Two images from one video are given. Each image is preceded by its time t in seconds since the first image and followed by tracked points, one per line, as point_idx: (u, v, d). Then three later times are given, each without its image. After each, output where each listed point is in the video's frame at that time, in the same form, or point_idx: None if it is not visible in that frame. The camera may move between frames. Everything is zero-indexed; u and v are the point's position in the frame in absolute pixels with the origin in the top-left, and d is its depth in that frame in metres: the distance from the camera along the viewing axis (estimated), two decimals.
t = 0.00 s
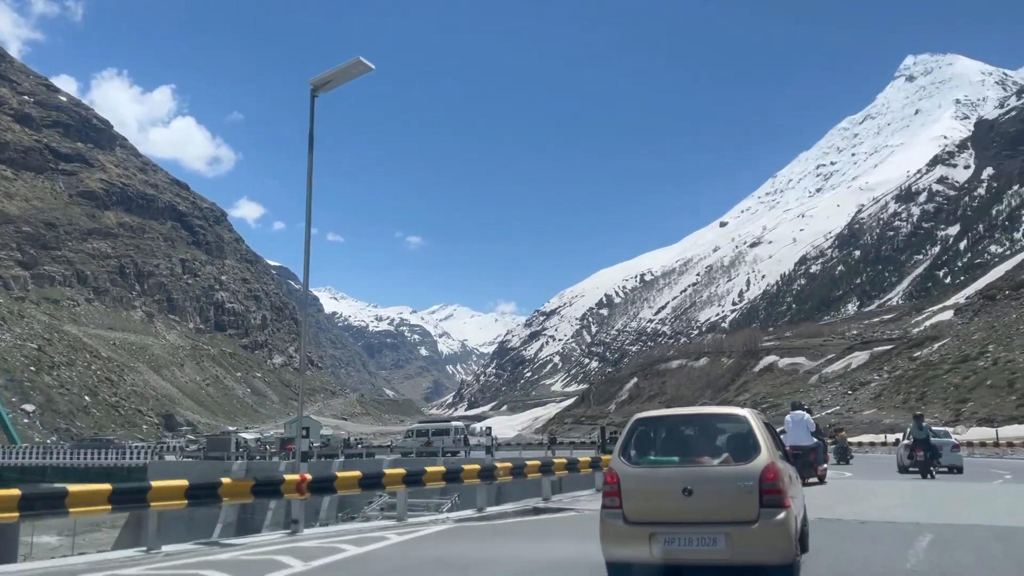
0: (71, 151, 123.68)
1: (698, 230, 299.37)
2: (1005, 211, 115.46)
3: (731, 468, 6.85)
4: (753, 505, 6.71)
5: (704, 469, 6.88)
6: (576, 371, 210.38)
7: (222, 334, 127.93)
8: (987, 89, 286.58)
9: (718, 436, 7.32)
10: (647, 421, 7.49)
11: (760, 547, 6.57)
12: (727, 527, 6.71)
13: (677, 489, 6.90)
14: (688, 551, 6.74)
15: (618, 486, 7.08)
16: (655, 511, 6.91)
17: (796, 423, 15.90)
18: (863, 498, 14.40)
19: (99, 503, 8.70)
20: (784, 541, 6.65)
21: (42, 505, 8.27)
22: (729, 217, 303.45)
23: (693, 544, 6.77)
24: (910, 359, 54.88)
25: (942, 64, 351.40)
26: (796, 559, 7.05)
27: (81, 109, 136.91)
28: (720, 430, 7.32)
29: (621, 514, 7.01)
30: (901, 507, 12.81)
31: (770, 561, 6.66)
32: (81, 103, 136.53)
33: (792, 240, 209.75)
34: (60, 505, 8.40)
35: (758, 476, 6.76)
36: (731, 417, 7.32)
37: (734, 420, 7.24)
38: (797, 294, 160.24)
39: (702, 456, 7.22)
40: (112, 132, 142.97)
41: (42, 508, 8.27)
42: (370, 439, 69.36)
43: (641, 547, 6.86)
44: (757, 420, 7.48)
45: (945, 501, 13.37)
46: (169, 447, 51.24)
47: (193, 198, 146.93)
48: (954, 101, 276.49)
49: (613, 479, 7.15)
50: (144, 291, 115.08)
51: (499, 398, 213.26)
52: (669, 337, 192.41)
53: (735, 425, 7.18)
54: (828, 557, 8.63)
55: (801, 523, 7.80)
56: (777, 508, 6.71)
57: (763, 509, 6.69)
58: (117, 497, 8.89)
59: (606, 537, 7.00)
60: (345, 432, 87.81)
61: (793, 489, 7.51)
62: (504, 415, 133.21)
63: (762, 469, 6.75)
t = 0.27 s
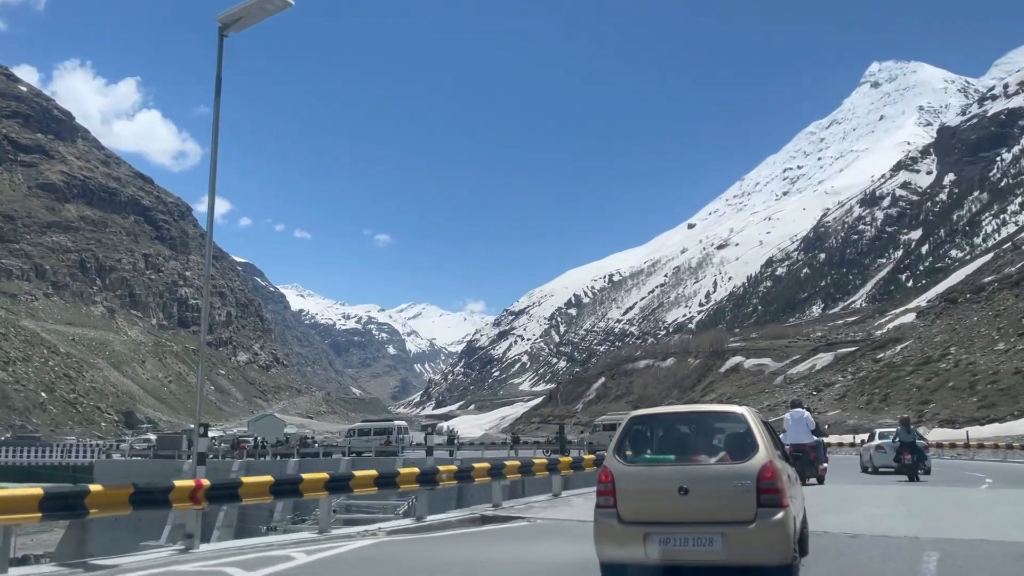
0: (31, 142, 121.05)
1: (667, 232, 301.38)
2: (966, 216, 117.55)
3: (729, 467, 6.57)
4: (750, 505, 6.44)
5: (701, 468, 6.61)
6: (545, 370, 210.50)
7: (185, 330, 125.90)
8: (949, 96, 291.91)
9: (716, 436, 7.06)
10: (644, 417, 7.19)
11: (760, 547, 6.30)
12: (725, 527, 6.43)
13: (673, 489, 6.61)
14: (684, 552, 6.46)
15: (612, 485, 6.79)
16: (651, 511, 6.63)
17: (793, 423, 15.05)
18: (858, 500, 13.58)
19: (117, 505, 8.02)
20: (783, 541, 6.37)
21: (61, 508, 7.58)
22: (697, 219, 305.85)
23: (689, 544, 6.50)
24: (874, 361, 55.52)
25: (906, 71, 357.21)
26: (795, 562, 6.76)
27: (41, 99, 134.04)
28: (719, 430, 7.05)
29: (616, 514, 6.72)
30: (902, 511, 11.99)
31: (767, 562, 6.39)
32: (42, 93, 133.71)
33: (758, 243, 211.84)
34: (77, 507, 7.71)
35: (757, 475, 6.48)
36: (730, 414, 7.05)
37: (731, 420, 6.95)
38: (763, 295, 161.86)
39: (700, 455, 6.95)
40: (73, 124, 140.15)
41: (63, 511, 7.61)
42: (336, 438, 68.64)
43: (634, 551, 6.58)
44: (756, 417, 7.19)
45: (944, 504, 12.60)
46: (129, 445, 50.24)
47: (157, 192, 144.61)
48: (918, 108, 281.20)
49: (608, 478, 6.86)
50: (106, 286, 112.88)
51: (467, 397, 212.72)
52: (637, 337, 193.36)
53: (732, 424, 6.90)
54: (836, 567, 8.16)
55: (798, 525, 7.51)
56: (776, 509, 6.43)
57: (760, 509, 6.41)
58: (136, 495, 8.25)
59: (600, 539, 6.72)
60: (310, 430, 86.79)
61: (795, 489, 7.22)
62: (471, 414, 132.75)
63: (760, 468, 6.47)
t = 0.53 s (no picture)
0: None
1: (637, 232, 302.88)
2: (930, 220, 119.45)
3: (727, 467, 6.68)
4: (752, 506, 6.53)
5: (700, 468, 6.71)
6: (514, 369, 210.09)
7: (149, 326, 123.79)
8: (914, 102, 296.62)
9: (715, 436, 7.19)
10: (642, 418, 7.30)
11: (759, 548, 6.40)
12: (725, 527, 6.54)
13: (672, 488, 6.71)
14: (683, 553, 6.55)
15: (611, 485, 6.89)
16: (651, 512, 6.72)
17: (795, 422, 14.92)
18: (848, 506, 13.10)
19: (132, 505, 8.27)
20: (779, 543, 6.48)
21: (81, 504, 7.85)
22: (666, 220, 307.59)
23: (689, 545, 6.59)
24: (839, 362, 56.19)
25: (872, 76, 362.17)
26: (793, 562, 6.87)
27: (2, 88, 130.92)
28: (719, 429, 7.18)
29: (614, 514, 6.81)
30: (895, 523, 11.23)
31: (765, 563, 6.49)
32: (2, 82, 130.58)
33: (726, 244, 213.46)
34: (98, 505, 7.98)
35: (757, 476, 6.58)
36: (728, 416, 7.17)
37: (732, 420, 7.08)
38: (731, 296, 163.21)
39: (698, 456, 7.07)
40: (35, 114, 137.07)
41: (80, 508, 7.86)
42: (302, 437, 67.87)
43: (632, 552, 6.67)
44: (753, 417, 7.32)
45: (933, 514, 11.96)
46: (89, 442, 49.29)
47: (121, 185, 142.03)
48: (883, 113, 285.48)
49: (607, 478, 6.95)
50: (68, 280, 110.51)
51: (435, 395, 211.62)
52: (606, 337, 193.82)
53: (733, 424, 7.02)
54: None
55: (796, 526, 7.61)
56: (776, 509, 6.53)
57: (759, 509, 6.52)
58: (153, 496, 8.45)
59: (599, 538, 6.81)
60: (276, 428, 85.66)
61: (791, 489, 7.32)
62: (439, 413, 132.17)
63: (760, 468, 6.57)
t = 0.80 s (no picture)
0: None
1: (608, 233, 304.03)
2: (896, 224, 121.09)
3: (730, 469, 6.11)
4: (753, 509, 5.97)
5: (700, 470, 6.15)
6: (484, 368, 209.70)
7: (113, 321, 121.58)
8: (881, 108, 301.12)
9: (715, 436, 6.61)
10: (639, 415, 6.71)
11: (764, 555, 5.84)
12: (729, 532, 5.97)
13: (673, 492, 6.14)
14: (688, 561, 5.98)
15: (610, 489, 6.31)
16: (649, 516, 6.15)
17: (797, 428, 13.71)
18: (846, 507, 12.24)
19: (171, 500, 7.55)
20: (785, 548, 5.93)
21: (114, 502, 7.10)
22: (637, 221, 309.21)
23: (691, 550, 6.02)
24: (807, 363, 56.49)
25: (840, 82, 367.07)
26: (799, 568, 6.30)
27: None
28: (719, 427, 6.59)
29: (612, 518, 6.25)
30: (893, 533, 9.56)
31: (772, 569, 5.94)
32: None
33: (696, 246, 214.89)
34: (134, 503, 7.28)
35: (760, 478, 6.00)
36: (731, 413, 6.57)
37: (733, 417, 6.49)
38: (700, 297, 164.36)
39: (699, 456, 6.50)
40: None
41: (116, 505, 7.11)
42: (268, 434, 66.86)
43: (632, 561, 6.13)
44: (757, 415, 6.74)
45: (938, 516, 11.03)
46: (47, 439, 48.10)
47: (85, 178, 139.45)
48: (852, 119, 289.30)
49: (603, 481, 6.38)
50: (29, 274, 108.16)
51: (405, 394, 210.63)
52: (576, 336, 194.16)
53: (734, 422, 6.43)
54: None
55: (802, 529, 7.03)
56: (781, 513, 5.97)
57: (763, 513, 5.95)
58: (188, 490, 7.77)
59: (596, 543, 6.25)
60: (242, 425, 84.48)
61: (797, 493, 6.74)
62: (408, 411, 131.45)
63: (763, 472, 6.00)
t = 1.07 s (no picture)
0: None
1: (580, 233, 304.95)
2: (863, 228, 122.80)
3: (732, 470, 5.89)
4: (754, 511, 5.74)
5: (700, 471, 5.93)
6: (455, 367, 209.20)
7: (76, 316, 119.33)
8: (849, 114, 305.46)
9: (718, 436, 6.39)
10: (640, 415, 6.50)
11: (768, 558, 5.61)
12: (730, 535, 5.74)
13: (674, 493, 5.92)
14: (687, 564, 5.75)
15: (610, 489, 6.08)
16: (649, 516, 5.93)
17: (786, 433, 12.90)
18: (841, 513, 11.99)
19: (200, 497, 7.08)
20: (789, 553, 5.70)
21: (151, 501, 6.56)
22: (609, 222, 310.52)
23: (690, 552, 5.78)
24: (775, 364, 56.86)
25: (810, 87, 371.72)
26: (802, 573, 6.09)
27: None
28: (722, 427, 6.41)
29: (612, 520, 6.01)
30: (917, 551, 8.52)
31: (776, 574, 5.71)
32: None
33: (667, 247, 216.32)
34: (162, 502, 6.73)
35: (762, 479, 5.79)
36: (736, 413, 6.37)
37: (736, 417, 6.27)
38: (670, 298, 165.36)
39: (701, 458, 6.28)
40: None
41: (147, 503, 6.59)
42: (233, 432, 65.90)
43: (630, 565, 5.88)
44: (760, 415, 6.53)
45: (936, 520, 10.77)
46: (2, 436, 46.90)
47: (49, 171, 136.80)
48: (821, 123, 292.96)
49: (604, 481, 6.15)
50: None
51: (375, 392, 209.49)
52: (547, 336, 194.46)
53: (737, 421, 6.22)
54: None
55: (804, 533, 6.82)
56: (786, 516, 5.74)
57: (766, 515, 5.73)
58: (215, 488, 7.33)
59: (595, 546, 6.01)
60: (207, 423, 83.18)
61: (800, 495, 6.52)
62: (376, 410, 130.65)
63: (765, 473, 5.79)
